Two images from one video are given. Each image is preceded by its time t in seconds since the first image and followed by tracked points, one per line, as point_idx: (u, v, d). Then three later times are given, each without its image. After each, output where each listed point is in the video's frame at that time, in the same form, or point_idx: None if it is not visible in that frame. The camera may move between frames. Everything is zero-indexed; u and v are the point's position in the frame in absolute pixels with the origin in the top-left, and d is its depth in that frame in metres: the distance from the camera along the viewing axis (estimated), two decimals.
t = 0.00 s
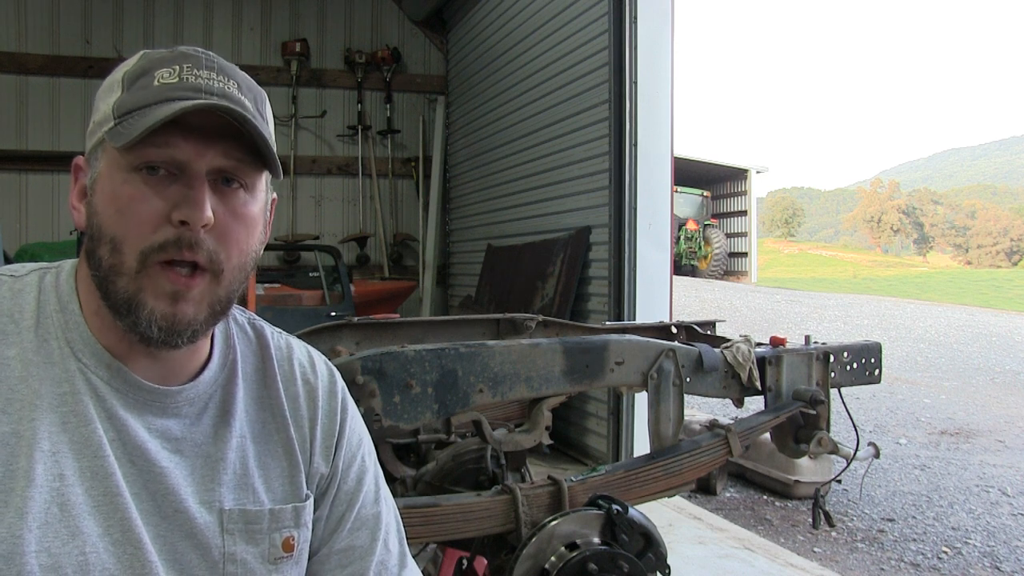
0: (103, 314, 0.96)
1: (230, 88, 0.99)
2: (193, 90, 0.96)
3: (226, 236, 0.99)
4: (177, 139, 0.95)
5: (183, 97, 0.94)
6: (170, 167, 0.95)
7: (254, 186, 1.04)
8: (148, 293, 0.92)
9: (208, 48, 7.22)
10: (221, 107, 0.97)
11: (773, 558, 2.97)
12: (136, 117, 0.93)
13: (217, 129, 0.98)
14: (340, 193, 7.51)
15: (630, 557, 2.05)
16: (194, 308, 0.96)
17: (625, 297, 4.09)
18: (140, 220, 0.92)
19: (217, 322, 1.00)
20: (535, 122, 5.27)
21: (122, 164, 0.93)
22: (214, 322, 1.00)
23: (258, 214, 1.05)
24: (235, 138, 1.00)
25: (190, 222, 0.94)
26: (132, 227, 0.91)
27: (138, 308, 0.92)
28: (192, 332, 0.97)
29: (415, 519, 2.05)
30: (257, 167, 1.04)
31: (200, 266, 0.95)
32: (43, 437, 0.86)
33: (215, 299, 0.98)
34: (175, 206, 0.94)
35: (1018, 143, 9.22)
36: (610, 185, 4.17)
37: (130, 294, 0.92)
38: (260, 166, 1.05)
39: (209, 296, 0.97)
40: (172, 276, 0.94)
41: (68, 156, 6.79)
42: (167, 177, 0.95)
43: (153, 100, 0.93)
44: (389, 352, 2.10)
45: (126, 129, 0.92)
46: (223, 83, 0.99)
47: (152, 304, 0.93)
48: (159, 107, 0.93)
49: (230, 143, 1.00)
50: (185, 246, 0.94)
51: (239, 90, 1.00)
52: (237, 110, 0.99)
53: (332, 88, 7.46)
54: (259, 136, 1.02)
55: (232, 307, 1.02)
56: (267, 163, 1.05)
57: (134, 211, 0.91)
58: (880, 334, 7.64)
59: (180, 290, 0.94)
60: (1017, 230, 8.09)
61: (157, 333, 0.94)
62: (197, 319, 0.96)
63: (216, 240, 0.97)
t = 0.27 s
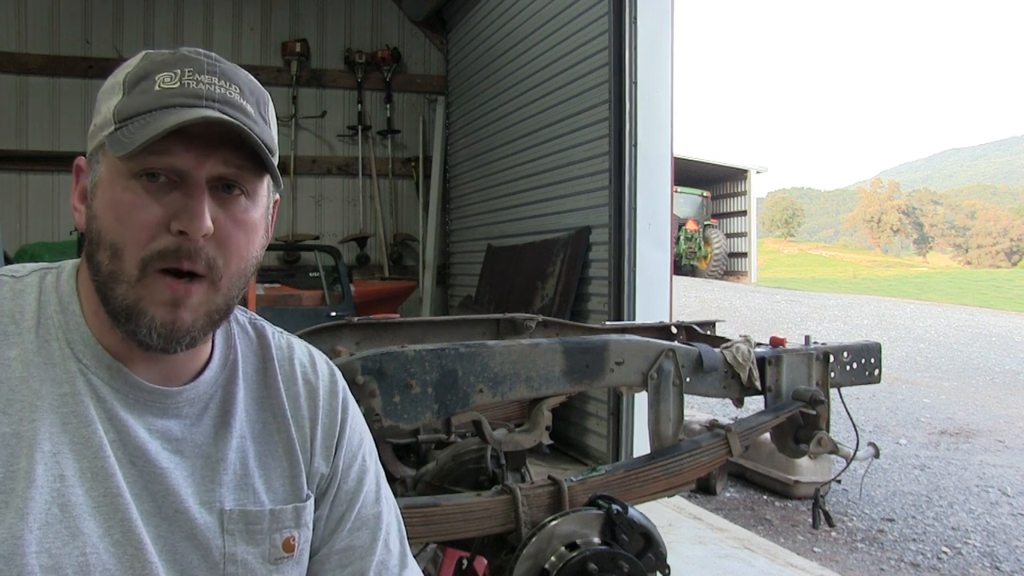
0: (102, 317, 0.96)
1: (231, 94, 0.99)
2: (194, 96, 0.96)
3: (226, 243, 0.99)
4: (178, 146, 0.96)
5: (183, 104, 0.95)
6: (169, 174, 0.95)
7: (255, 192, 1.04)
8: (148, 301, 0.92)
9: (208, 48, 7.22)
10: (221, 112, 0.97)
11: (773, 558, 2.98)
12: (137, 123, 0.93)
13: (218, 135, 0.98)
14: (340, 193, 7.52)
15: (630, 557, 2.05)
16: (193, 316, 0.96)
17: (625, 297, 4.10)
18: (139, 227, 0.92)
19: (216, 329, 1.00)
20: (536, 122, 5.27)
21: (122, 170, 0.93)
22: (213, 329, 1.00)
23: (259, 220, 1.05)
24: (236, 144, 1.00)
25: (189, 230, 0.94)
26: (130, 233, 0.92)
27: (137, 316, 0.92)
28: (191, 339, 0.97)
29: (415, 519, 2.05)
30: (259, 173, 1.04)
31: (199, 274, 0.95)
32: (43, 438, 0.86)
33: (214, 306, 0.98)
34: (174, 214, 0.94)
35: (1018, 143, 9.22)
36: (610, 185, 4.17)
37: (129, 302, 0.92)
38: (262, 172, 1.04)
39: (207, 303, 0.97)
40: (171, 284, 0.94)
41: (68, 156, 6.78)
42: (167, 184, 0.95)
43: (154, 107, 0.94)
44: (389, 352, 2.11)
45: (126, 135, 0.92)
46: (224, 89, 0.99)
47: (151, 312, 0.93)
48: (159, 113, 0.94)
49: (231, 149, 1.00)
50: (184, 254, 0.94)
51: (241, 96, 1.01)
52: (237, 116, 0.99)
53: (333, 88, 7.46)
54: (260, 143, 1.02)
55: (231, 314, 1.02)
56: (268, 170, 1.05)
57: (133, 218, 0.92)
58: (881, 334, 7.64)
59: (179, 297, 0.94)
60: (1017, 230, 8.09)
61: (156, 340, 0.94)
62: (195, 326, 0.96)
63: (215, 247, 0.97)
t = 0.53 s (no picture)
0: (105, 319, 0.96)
1: (234, 99, 0.99)
2: (198, 102, 0.96)
3: (230, 249, 0.99)
4: (181, 152, 0.95)
5: (187, 110, 0.95)
6: (173, 180, 0.95)
7: (258, 198, 1.04)
8: (153, 307, 0.93)
9: (208, 48, 7.22)
10: (225, 118, 0.97)
11: (773, 558, 2.98)
12: (141, 129, 0.93)
13: (222, 141, 0.98)
14: (340, 193, 7.52)
15: (630, 558, 2.05)
16: (197, 322, 0.96)
17: (625, 297, 4.09)
18: (143, 234, 0.92)
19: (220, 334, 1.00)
20: (536, 122, 5.26)
21: (125, 176, 0.93)
22: (217, 333, 1.00)
23: (262, 225, 1.05)
24: (240, 150, 1.00)
25: (193, 237, 0.94)
26: (134, 239, 0.91)
27: (142, 322, 0.93)
28: (195, 344, 0.97)
29: (415, 519, 2.05)
30: (262, 178, 1.04)
31: (203, 281, 0.96)
32: (44, 439, 0.86)
33: (218, 312, 0.98)
34: (178, 221, 0.94)
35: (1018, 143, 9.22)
36: (610, 185, 4.17)
37: (133, 308, 0.92)
38: (265, 177, 1.04)
39: (212, 310, 0.97)
40: (175, 290, 0.94)
41: (68, 156, 6.78)
42: (170, 190, 0.95)
43: (158, 112, 0.94)
44: (389, 352, 2.10)
45: (129, 141, 0.92)
46: (227, 94, 0.99)
47: (156, 318, 0.93)
48: (163, 118, 0.93)
49: (234, 155, 1.00)
50: (188, 261, 0.94)
51: (244, 101, 1.00)
52: (242, 123, 0.99)
53: (333, 88, 7.46)
54: (264, 148, 1.02)
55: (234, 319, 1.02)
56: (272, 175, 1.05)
57: (137, 225, 0.92)
58: (881, 334, 7.64)
59: (184, 304, 0.94)
60: (1017, 230, 8.09)
61: (161, 346, 0.94)
62: (200, 332, 0.96)
63: (219, 253, 0.97)
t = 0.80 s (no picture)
0: (104, 318, 0.96)
1: (218, 82, 1.00)
2: (183, 87, 0.97)
3: (230, 228, 0.99)
4: (172, 136, 0.96)
5: (174, 95, 0.95)
6: (167, 165, 0.95)
7: (249, 177, 1.05)
8: (160, 289, 0.92)
9: (208, 48, 7.22)
10: (210, 98, 0.98)
11: (773, 558, 2.98)
12: (130, 118, 0.93)
13: (209, 122, 0.99)
14: (341, 193, 7.52)
15: (631, 558, 2.05)
16: (206, 300, 0.96)
17: (625, 297, 4.10)
18: (145, 219, 0.92)
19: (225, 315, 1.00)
20: (535, 121, 5.26)
21: (119, 166, 0.93)
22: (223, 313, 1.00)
23: (256, 205, 1.06)
24: (228, 130, 1.01)
25: (194, 216, 0.95)
26: (135, 226, 0.91)
27: (150, 304, 0.92)
28: (204, 323, 0.97)
29: (415, 519, 2.05)
30: (252, 158, 1.04)
31: (207, 259, 0.96)
32: (44, 439, 0.86)
33: (223, 290, 0.98)
34: (177, 203, 0.94)
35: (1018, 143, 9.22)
36: (610, 185, 4.17)
37: (139, 293, 0.92)
38: (254, 157, 1.05)
39: (218, 287, 0.97)
40: (181, 270, 0.94)
41: (68, 156, 6.78)
42: (165, 175, 0.95)
43: (144, 101, 0.94)
44: (389, 352, 2.11)
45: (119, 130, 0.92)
46: (210, 77, 1.00)
47: (165, 299, 0.93)
48: (150, 105, 0.94)
49: (223, 135, 1.00)
50: (192, 240, 0.94)
51: (227, 83, 1.01)
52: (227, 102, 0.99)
53: (333, 88, 7.46)
54: (251, 125, 1.02)
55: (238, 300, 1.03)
56: (261, 152, 1.05)
57: (138, 211, 0.92)
58: (881, 334, 7.64)
59: (191, 282, 0.94)
60: (1017, 230, 8.09)
61: (171, 327, 0.94)
62: (208, 310, 0.96)
63: (220, 232, 0.98)
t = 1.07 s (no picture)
0: (109, 318, 0.95)
1: (220, 78, 1.01)
2: (188, 83, 0.97)
3: (236, 223, 0.99)
4: (177, 131, 0.96)
5: (179, 91, 0.96)
6: (173, 160, 0.95)
7: (250, 172, 1.05)
8: (171, 285, 0.92)
9: (208, 48, 7.22)
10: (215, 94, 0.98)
11: (773, 558, 2.97)
12: (136, 114, 0.93)
13: (212, 117, 0.99)
14: (340, 193, 7.52)
15: (630, 557, 2.05)
16: (214, 296, 0.96)
17: (625, 297, 4.09)
18: (154, 215, 0.92)
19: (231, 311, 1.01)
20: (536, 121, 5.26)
21: (125, 163, 0.93)
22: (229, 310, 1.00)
23: (257, 201, 1.06)
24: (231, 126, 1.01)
25: (204, 211, 0.95)
26: (145, 222, 0.91)
27: (160, 301, 0.92)
28: (213, 319, 0.97)
29: (414, 519, 2.05)
30: (252, 154, 1.05)
31: (216, 254, 0.96)
32: (42, 436, 0.86)
33: (230, 286, 0.98)
34: (186, 199, 0.94)
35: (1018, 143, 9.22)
36: (610, 185, 4.17)
37: (149, 289, 0.92)
38: (255, 152, 1.06)
39: (226, 283, 0.97)
40: (190, 267, 0.94)
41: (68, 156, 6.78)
42: (172, 171, 0.95)
43: (149, 97, 0.94)
44: (389, 351, 2.10)
45: (126, 127, 0.92)
46: (212, 74, 1.00)
47: (175, 295, 0.93)
48: (154, 102, 0.94)
49: (225, 129, 1.00)
50: (201, 236, 0.94)
51: (228, 80, 1.02)
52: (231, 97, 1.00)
53: (332, 88, 7.46)
54: (254, 120, 1.03)
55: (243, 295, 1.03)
56: (262, 147, 1.06)
57: (147, 208, 0.92)
58: (881, 334, 7.64)
59: (200, 278, 0.94)
60: (1017, 230, 8.09)
61: (181, 323, 0.94)
62: (217, 305, 0.97)
63: (228, 227, 0.98)
